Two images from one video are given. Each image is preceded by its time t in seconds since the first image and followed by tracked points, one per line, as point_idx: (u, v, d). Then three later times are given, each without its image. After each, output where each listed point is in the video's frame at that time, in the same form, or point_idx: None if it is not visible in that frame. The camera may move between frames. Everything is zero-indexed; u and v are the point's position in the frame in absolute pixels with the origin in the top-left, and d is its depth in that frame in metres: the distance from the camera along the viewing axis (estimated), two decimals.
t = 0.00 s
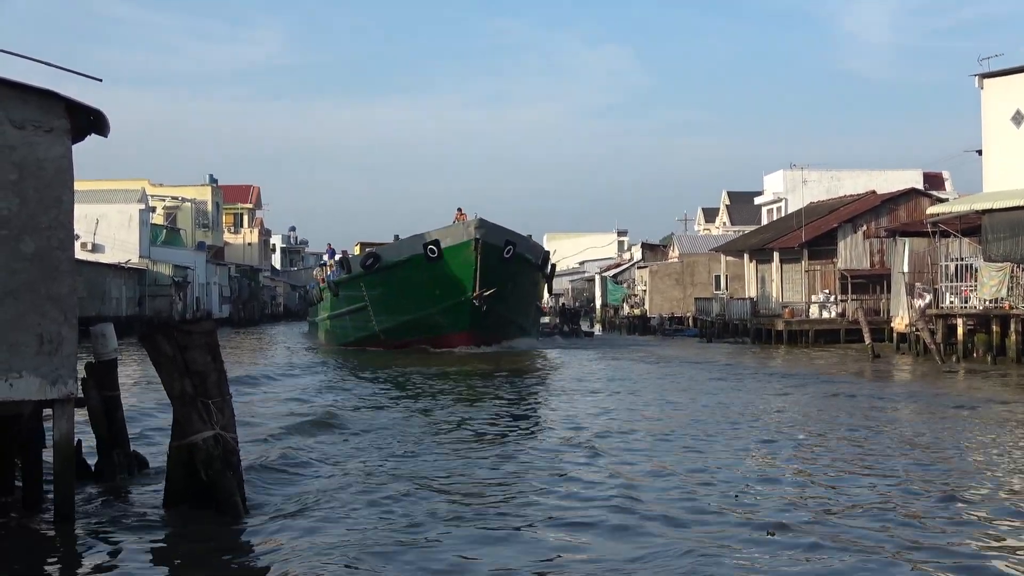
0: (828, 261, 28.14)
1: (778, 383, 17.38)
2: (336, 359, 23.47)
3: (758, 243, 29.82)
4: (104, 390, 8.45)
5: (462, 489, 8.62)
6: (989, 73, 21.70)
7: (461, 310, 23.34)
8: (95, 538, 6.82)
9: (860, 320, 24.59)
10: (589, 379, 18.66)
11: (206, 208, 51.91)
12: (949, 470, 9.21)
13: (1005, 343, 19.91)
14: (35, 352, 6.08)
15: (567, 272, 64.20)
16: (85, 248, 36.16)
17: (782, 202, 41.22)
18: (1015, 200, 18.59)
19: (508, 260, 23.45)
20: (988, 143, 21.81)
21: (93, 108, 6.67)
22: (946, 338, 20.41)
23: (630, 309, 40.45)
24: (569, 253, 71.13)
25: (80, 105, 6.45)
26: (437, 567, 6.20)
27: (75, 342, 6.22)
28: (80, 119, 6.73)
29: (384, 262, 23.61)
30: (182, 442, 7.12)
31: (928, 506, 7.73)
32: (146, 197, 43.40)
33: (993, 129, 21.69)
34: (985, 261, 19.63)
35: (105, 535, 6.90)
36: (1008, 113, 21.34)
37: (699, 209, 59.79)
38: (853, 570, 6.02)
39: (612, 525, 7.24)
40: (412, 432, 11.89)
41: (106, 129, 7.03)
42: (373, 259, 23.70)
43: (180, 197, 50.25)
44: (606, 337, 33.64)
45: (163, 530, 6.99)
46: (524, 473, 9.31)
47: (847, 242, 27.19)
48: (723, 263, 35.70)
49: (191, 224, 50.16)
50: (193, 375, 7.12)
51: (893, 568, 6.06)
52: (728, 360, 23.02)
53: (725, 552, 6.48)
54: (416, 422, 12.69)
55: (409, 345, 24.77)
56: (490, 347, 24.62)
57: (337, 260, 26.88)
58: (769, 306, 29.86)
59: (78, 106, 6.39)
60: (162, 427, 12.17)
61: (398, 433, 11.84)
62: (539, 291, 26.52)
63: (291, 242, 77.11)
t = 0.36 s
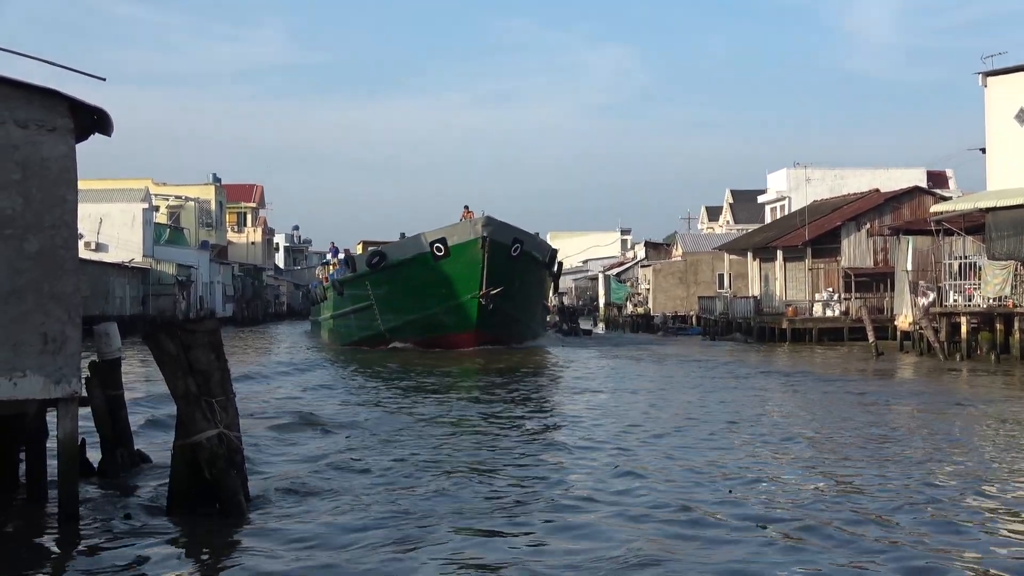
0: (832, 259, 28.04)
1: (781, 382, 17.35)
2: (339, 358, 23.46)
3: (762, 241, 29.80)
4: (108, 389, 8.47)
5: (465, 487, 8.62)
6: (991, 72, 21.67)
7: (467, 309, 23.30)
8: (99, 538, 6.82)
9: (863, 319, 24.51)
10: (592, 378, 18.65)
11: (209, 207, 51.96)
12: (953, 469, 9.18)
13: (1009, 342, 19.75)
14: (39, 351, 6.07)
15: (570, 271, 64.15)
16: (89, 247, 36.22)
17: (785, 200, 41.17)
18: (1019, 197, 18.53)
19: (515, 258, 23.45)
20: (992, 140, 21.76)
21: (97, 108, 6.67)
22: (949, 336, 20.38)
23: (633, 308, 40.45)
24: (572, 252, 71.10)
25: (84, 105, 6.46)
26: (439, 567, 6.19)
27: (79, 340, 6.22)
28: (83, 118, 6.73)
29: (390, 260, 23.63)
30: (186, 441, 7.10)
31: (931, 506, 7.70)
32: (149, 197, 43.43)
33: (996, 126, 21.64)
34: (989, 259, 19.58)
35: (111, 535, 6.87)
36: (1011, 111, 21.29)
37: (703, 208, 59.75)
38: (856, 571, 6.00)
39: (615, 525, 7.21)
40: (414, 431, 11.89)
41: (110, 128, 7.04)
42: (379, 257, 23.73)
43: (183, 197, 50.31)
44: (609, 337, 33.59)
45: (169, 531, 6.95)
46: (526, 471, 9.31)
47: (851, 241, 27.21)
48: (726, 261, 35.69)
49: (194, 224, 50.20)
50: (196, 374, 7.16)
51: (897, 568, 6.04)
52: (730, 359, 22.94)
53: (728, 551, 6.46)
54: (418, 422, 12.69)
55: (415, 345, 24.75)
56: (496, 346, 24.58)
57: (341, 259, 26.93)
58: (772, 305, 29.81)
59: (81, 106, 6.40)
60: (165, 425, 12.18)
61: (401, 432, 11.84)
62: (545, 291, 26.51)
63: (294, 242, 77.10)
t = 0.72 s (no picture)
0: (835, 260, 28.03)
1: (783, 383, 17.34)
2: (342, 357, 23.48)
3: (765, 242, 29.77)
4: (110, 388, 8.46)
5: (466, 487, 8.61)
6: (995, 73, 21.63)
7: (475, 309, 23.27)
8: (101, 536, 6.82)
9: (867, 321, 24.49)
10: (594, 378, 18.68)
11: (212, 206, 52.00)
12: (954, 470, 9.17)
13: (1012, 344, 19.80)
14: (42, 350, 6.08)
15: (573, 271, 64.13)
16: (92, 246, 36.25)
17: (789, 201, 41.18)
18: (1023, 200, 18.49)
19: (523, 257, 23.43)
20: (995, 142, 21.73)
21: (101, 106, 6.68)
22: (952, 337, 20.34)
23: (636, 308, 40.42)
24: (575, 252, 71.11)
25: (88, 103, 6.46)
26: (439, 567, 6.17)
27: (83, 339, 6.22)
28: (87, 116, 6.74)
29: (395, 259, 23.69)
30: (188, 440, 7.09)
31: (933, 508, 7.67)
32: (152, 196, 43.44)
33: (1000, 128, 21.61)
34: (993, 261, 19.55)
35: (114, 534, 6.88)
36: (1015, 112, 21.26)
37: (706, 208, 59.74)
38: (857, 571, 5.99)
39: (615, 525, 7.19)
40: (417, 430, 11.92)
41: (114, 126, 7.05)
42: (384, 256, 23.75)
43: (187, 195, 50.34)
44: (612, 338, 33.58)
45: (172, 531, 6.93)
46: (527, 472, 9.28)
47: (854, 242, 27.11)
48: (729, 262, 35.65)
49: (198, 223, 50.23)
50: (199, 372, 7.15)
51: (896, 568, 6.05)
52: (733, 360, 22.96)
53: (728, 551, 6.46)
54: (420, 420, 12.73)
55: (420, 345, 24.74)
56: (504, 347, 24.53)
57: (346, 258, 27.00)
58: (775, 305, 29.77)
59: (85, 104, 6.40)
60: (167, 424, 12.17)
61: (403, 431, 11.87)
62: (552, 291, 26.49)
63: (298, 241, 77.14)
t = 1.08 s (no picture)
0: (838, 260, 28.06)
1: (786, 383, 17.32)
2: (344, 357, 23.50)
3: (768, 242, 29.75)
4: (114, 388, 8.45)
5: (467, 487, 8.62)
6: (999, 73, 21.59)
7: (481, 309, 23.24)
8: (104, 536, 6.82)
9: (870, 321, 24.48)
10: (596, 378, 18.69)
11: (216, 206, 52.03)
12: (955, 470, 9.19)
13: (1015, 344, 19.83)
14: (45, 350, 6.08)
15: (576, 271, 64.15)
16: (95, 246, 36.28)
17: (792, 201, 41.25)
18: None
19: (530, 257, 23.40)
20: (999, 142, 21.69)
21: (105, 106, 6.68)
22: (955, 338, 20.28)
23: (639, 308, 40.39)
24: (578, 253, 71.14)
25: (91, 103, 6.45)
26: (441, 566, 6.16)
27: (85, 339, 6.21)
28: (91, 117, 6.74)
29: (401, 259, 23.79)
30: (191, 440, 7.09)
31: (934, 508, 7.65)
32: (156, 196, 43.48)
33: (1003, 128, 21.58)
34: (996, 261, 19.56)
35: (117, 534, 6.88)
36: (1017, 112, 21.23)
37: (709, 208, 59.78)
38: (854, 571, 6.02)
39: (617, 525, 7.16)
40: (419, 430, 11.94)
41: (117, 126, 7.05)
42: (389, 256, 23.92)
43: (190, 195, 50.37)
44: (615, 338, 33.57)
45: (170, 530, 6.94)
46: (529, 472, 9.28)
47: (857, 242, 27.00)
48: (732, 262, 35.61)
49: (201, 223, 50.26)
50: (202, 373, 7.14)
51: (893, 567, 6.07)
52: (736, 360, 22.96)
53: (727, 551, 6.48)
54: (423, 420, 12.75)
55: (426, 345, 24.74)
56: (510, 347, 24.50)
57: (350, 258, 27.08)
58: (778, 305, 29.74)
59: (88, 104, 6.40)
60: (169, 424, 12.18)
61: (405, 430, 11.89)
62: (558, 291, 26.46)
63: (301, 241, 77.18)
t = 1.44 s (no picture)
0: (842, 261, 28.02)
1: (789, 384, 17.33)
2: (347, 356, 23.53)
3: (771, 244, 29.73)
4: (116, 387, 8.45)
5: (468, 486, 8.64)
6: (1003, 75, 21.55)
7: (487, 310, 23.25)
8: (105, 535, 6.82)
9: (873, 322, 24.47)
10: (599, 378, 18.72)
11: (219, 206, 52.06)
12: (955, 470, 9.22)
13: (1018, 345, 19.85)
14: (48, 350, 6.08)
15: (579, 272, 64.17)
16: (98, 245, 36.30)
17: (794, 202, 41.32)
18: None
19: (538, 257, 23.39)
20: (1003, 143, 21.65)
21: (108, 105, 6.67)
22: (958, 339, 20.28)
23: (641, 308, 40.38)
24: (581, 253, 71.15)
25: (95, 102, 6.45)
26: (443, 565, 6.17)
27: (88, 338, 6.21)
28: (94, 116, 6.74)
29: (407, 258, 23.83)
30: (193, 439, 7.10)
31: (937, 508, 7.65)
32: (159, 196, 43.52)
33: (1006, 129, 21.55)
34: (1000, 262, 19.49)
35: (118, 533, 6.89)
36: (1021, 113, 21.21)
37: (712, 209, 59.79)
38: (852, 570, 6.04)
39: (619, 524, 7.17)
40: (421, 429, 11.95)
41: (121, 126, 7.05)
42: (395, 255, 23.96)
43: (193, 195, 50.41)
44: (617, 339, 33.56)
45: (172, 530, 6.94)
46: (530, 471, 9.30)
47: (861, 243, 27.00)
48: (735, 263, 35.61)
49: (204, 223, 50.30)
50: (205, 372, 7.14)
51: (892, 566, 6.09)
52: (739, 360, 22.97)
53: (725, 549, 6.50)
54: (425, 420, 12.77)
55: (430, 346, 24.74)
56: (516, 347, 24.51)
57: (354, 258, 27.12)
58: (781, 306, 29.72)
59: (92, 104, 6.39)
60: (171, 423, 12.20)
61: (407, 430, 11.91)
62: (566, 291, 26.44)
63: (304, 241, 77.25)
